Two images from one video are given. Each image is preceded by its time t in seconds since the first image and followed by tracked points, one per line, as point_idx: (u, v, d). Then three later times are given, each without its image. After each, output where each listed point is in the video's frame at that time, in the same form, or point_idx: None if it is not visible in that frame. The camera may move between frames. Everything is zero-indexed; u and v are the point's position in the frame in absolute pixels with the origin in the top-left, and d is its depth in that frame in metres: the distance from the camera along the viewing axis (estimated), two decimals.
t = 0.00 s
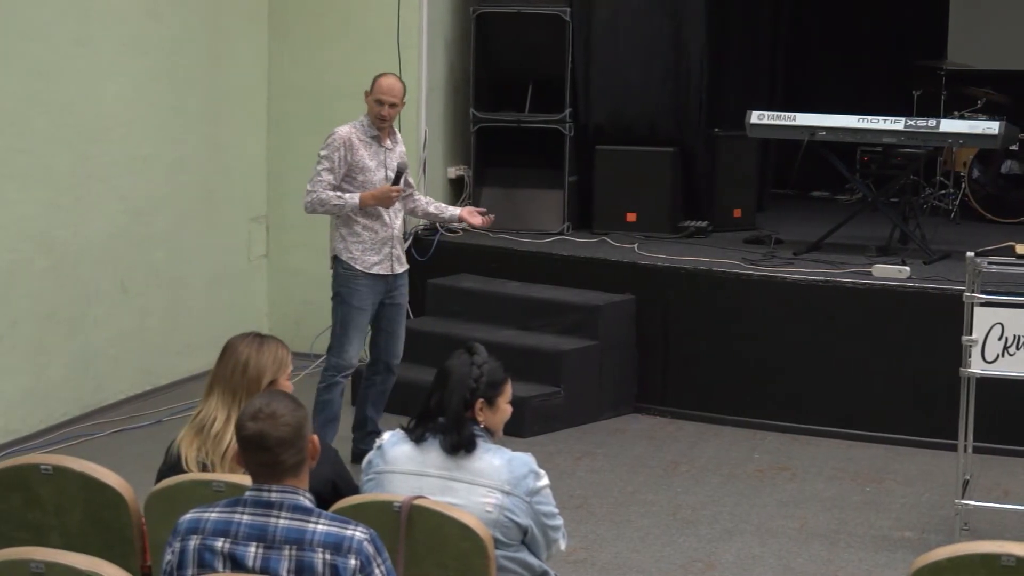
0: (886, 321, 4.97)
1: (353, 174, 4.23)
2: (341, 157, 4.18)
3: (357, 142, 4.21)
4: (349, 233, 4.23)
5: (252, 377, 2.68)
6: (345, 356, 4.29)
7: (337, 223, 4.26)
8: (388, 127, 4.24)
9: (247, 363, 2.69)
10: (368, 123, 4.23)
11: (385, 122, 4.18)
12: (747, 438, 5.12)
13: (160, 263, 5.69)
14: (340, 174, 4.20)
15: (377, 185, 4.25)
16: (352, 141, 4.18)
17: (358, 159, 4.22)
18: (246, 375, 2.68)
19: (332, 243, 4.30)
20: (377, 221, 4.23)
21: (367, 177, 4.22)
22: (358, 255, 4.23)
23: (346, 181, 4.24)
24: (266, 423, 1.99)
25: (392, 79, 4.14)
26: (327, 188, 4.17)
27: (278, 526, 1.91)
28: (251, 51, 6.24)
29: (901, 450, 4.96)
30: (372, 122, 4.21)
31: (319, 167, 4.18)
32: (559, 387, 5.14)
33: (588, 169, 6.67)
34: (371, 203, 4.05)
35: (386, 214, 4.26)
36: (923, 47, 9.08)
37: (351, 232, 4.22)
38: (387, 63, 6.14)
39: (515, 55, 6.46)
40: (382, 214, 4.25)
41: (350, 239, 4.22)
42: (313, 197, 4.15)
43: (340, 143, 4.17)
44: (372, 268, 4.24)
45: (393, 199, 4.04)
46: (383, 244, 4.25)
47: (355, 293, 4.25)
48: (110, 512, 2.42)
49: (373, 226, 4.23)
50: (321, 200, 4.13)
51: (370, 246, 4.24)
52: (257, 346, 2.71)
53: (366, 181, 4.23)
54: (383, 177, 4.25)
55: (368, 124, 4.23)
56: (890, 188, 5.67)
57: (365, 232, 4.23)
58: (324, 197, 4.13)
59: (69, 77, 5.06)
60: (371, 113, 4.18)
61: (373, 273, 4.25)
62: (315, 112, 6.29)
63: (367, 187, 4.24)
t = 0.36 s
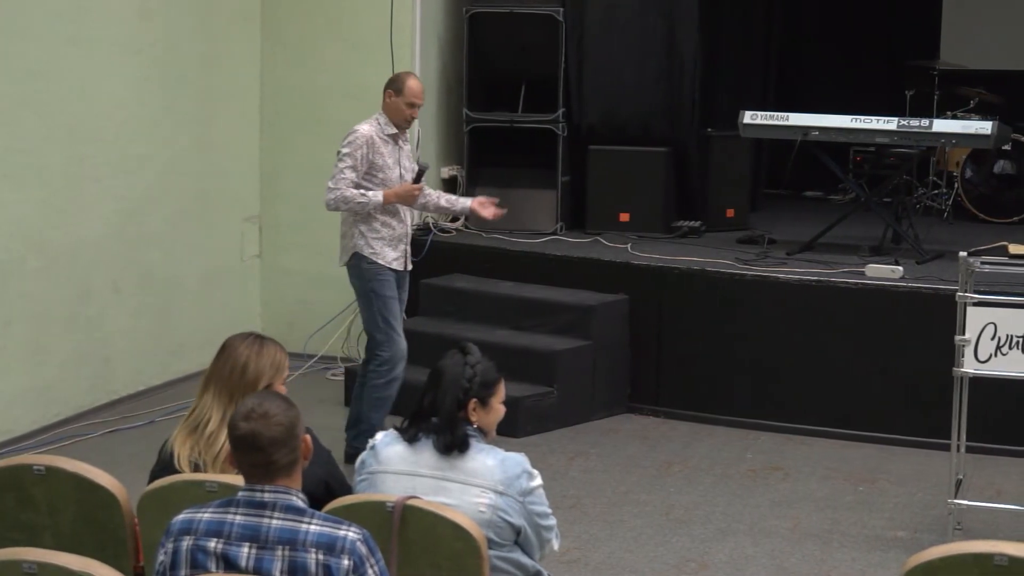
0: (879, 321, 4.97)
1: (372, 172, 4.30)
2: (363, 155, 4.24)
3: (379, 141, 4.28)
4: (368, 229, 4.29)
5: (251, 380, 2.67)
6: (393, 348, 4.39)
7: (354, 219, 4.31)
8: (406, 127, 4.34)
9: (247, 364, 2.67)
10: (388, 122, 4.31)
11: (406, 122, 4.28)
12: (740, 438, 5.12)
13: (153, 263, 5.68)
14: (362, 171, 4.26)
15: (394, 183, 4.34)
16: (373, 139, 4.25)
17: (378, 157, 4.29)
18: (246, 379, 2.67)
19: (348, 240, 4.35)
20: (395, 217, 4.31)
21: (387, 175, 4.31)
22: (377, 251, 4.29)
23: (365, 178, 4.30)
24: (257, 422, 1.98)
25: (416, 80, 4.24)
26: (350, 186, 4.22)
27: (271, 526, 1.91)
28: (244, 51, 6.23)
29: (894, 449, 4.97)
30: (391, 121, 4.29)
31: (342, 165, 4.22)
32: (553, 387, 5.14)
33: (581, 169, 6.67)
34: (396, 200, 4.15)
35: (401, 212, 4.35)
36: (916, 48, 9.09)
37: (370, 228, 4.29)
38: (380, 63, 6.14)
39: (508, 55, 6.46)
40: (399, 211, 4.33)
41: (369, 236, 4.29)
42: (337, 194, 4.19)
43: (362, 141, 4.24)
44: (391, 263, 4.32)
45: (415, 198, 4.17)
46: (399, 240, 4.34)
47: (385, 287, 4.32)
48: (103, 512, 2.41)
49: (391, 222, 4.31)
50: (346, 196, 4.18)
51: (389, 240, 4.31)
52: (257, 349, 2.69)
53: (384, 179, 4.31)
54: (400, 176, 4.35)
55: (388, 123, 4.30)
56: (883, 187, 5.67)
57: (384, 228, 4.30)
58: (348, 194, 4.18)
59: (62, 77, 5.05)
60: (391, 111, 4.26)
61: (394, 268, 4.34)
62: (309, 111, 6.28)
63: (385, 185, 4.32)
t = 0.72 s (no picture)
0: (870, 321, 4.98)
1: (395, 179, 4.31)
2: (392, 160, 4.25)
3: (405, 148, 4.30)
4: (388, 235, 4.30)
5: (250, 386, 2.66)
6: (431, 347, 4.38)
7: (374, 223, 4.29)
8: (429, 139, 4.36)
9: (246, 370, 2.66)
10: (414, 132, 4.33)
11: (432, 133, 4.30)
12: (732, 438, 5.12)
13: (144, 263, 5.66)
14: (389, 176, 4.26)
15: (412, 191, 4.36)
16: (401, 146, 4.28)
17: (403, 165, 4.31)
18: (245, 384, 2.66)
19: (366, 244, 4.32)
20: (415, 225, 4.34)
21: (409, 183, 4.33)
22: (394, 257, 4.30)
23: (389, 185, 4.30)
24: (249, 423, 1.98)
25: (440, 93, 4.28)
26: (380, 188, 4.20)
27: (261, 526, 1.90)
28: (235, 50, 6.22)
29: (884, 449, 4.97)
30: (418, 132, 4.32)
31: (373, 167, 4.20)
32: (544, 387, 5.14)
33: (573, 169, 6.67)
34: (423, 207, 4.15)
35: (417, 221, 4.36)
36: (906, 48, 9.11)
37: (389, 234, 4.29)
38: (371, 63, 6.13)
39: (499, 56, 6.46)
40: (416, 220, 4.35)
41: (387, 241, 4.29)
42: (368, 195, 4.16)
43: (392, 146, 4.25)
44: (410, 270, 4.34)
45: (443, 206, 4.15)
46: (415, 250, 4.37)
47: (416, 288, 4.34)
48: (93, 513, 2.39)
49: (410, 231, 4.32)
50: (378, 199, 4.15)
51: (407, 248, 4.33)
52: (256, 353, 2.68)
53: (405, 186, 4.34)
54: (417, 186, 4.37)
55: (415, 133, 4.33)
56: (874, 187, 5.68)
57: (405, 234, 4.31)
58: (382, 196, 4.15)
59: (52, 77, 5.03)
60: (418, 122, 4.30)
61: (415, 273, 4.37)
62: (300, 111, 6.27)
63: (405, 193, 4.34)
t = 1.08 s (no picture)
0: (856, 321, 4.98)
1: (433, 185, 4.35)
2: (429, 167, 4.29)
3: (446, 155, 4.32)
4: (424, 239, 4.34)
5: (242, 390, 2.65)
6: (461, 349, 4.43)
7: (410, 228, 4.35)
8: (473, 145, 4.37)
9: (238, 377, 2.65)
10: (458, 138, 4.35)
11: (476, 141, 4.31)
12: (719, 438, 5.12)
13: (130, 264, 5.63)
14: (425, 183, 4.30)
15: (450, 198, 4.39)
16: (441, 153, 4.31)
17: (442, 172, 4.34)
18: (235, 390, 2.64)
19: (402, 246, 4.38)
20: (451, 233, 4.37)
21: (448, 191, 4.37)
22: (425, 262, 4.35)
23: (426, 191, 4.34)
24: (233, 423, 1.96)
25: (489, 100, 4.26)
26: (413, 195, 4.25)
27: (247, 526, 1.88)
28: (221, 50, 6.19)
29: (870, 448, 4.98)
30: (462, 138, 4.33)
31: (408, 173, 4.26)
32: (531, 387, 5.13)
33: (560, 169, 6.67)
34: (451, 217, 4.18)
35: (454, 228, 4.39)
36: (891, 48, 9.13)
37: (423, 239, 4.33)
38: (358, 63, 6.12)
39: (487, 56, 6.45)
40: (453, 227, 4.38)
41: (421, 246, 4.34)
42: (399, 201, 4.22)
43: (432, 154, 4.28)
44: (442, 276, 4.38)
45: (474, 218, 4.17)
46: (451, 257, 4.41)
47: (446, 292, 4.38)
48: (79, 514, 2.37)
49: (445, 237, 4.36)
50: (407, 206, 4.21)
51: (440, 256, 4.37)
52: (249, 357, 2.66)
53: (443, 194, 4.37)
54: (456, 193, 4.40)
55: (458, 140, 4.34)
56: (860, 187, 5.69)
57: (438, 242, 4.35)
58: (412, 203, 4.20)
59: (37, 76, 4.99)
60: (464, 130, 4.29)
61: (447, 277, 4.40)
62: (286, 110, 6.25)
63: (442, 200, 4.37)
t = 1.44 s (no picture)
0: (838, 320, 4.99)
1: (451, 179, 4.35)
2: (446, 160, 4.29)
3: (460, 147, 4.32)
4: (446, 236, 4.35)
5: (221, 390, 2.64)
6: (453, 354, 4.41)
7: (433, 225, 4.35)
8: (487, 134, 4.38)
9: (216, 376, 2.64)
10: (471, 129, 4.36)
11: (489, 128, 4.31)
12: (702, 438, 5.12)
13: (112, 264, 5.60)
14: (443, 177, 4.30)
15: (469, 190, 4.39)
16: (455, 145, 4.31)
17: (459, 165, 4.34)
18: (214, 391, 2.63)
19: (425, 243, 4.39)
20: (473, 225, 4.37)
21: (466, 182, 4.37)
22: (450, 258, 4.35)
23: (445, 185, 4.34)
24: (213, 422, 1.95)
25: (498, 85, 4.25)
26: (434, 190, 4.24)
27: (229, 527, 1.87)
28: (203, 49, 6.16)
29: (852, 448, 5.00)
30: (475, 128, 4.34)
31: (427, 168, 4.24)
32: (514, 387, 5.12)
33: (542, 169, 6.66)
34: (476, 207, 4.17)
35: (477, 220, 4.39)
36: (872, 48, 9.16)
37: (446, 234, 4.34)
38: (340, 63, 6.10)
39: (469, 57, 6.45)
40: (475, 219, 4.38)
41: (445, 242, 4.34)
42: (422, 198, 4.20)
43: (447, 146, 4.28)
44: (464, 270, 4.37)
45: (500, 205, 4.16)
46: (476, 248, 4.40)
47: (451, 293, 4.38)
48: (60, 516, 2.35)
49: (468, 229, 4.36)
50: (430, 201, 4.19)
51: (464, 248, 4.37)
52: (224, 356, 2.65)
53: (462, 185, 4.37)
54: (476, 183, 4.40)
55: (471, 130, 4.35)
56: (842, 187, 5.70)
57: (459, 235, 4.35)
58: (434, 197, 4.19)
59: (17, 76, 4.95)
60: (474, 117, 4.30)
61: (467, 275, 4.38)
62: (268, 110, 6.22)
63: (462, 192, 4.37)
